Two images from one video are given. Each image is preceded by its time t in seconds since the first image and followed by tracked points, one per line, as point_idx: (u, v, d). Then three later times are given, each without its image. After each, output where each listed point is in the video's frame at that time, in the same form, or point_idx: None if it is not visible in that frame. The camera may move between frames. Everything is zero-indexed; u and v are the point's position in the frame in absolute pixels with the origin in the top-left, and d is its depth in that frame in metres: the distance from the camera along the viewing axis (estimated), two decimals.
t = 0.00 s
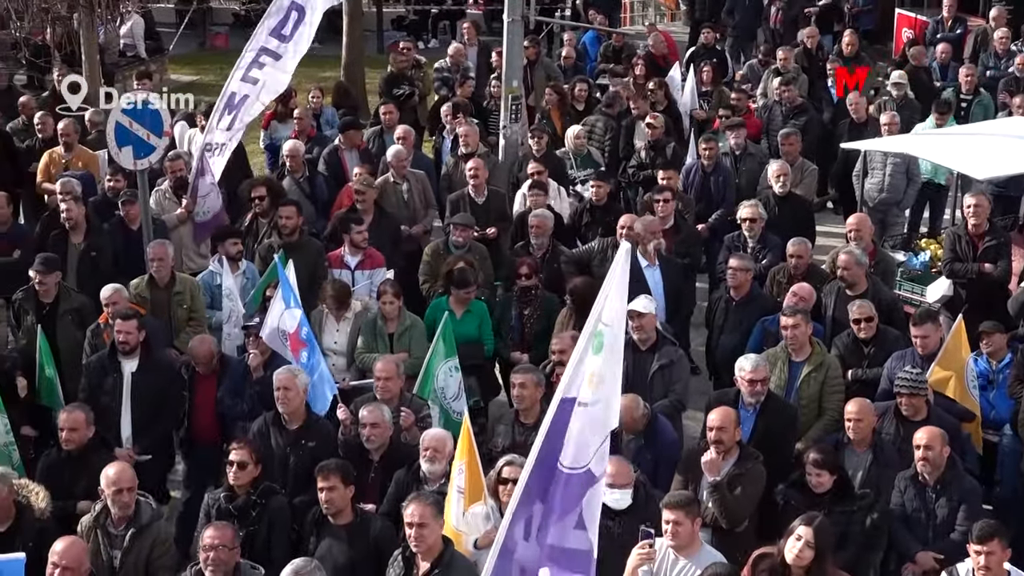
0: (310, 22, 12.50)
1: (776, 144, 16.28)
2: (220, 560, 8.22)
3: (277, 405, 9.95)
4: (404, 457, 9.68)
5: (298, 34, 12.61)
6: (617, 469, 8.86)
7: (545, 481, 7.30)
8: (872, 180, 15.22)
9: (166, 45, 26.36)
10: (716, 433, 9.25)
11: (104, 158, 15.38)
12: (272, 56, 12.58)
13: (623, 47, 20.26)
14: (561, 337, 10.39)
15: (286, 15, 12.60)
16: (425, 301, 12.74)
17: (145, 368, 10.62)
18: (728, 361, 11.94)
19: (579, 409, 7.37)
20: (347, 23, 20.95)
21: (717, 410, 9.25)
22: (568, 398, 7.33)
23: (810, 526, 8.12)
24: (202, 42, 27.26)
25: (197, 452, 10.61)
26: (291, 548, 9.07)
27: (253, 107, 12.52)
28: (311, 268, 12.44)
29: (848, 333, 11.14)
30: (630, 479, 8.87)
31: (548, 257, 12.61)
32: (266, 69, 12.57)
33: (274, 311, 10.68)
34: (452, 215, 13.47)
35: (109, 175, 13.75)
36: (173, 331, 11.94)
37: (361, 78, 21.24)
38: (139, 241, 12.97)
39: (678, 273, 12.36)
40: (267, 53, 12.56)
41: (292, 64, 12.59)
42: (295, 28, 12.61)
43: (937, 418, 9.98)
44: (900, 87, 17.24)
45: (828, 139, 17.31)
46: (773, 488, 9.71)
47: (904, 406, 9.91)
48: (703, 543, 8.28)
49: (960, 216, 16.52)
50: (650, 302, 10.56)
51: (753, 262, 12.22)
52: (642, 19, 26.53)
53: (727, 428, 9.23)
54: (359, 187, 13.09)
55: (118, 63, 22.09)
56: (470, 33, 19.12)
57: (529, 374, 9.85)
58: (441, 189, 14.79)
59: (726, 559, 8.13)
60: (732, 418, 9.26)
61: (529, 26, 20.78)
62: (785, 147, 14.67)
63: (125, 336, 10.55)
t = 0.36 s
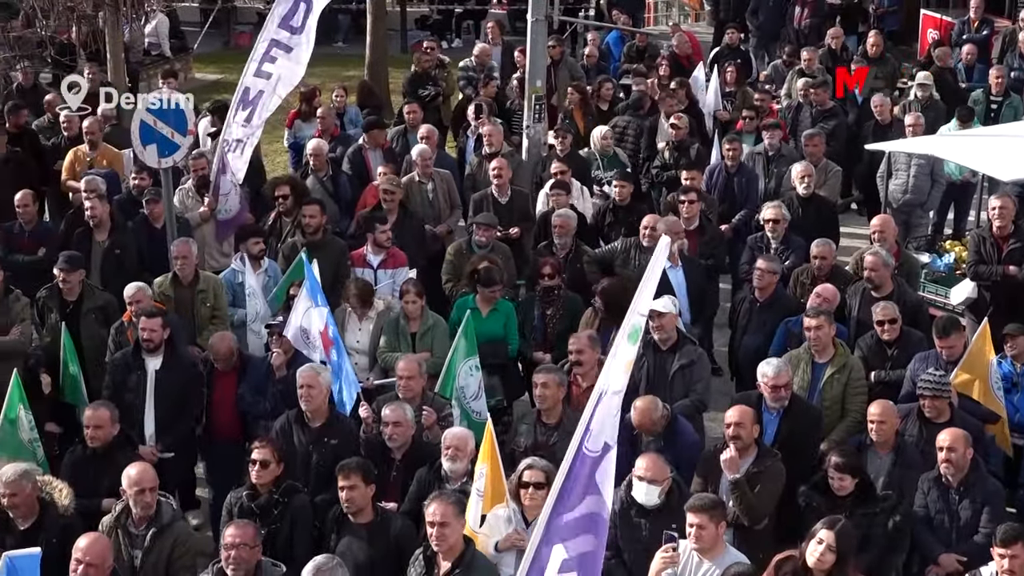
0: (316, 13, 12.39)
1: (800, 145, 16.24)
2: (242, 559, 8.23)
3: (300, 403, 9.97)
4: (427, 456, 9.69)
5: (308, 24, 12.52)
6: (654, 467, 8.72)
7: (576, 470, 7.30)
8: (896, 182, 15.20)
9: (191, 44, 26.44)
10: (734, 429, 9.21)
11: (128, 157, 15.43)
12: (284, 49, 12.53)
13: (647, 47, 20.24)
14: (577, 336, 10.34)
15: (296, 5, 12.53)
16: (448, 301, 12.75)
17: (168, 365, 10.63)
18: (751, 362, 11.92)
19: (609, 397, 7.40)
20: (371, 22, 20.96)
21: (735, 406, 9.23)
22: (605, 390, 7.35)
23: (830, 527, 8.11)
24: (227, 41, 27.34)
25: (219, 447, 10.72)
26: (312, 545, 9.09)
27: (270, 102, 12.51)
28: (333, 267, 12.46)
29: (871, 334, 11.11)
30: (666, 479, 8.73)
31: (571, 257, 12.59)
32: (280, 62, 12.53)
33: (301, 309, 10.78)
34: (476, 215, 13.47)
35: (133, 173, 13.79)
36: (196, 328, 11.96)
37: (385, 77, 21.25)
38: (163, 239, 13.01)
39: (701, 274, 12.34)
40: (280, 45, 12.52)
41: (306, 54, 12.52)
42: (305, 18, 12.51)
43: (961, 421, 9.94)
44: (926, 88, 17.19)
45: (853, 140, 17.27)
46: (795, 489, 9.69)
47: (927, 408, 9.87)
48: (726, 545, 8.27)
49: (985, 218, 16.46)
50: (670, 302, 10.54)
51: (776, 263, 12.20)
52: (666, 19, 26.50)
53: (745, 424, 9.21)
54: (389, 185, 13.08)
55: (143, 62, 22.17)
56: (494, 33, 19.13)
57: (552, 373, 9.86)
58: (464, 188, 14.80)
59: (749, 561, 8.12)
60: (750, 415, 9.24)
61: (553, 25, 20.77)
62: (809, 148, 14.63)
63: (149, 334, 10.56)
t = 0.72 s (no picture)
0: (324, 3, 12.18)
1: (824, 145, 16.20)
2: (264, 557, 8.24)
3: (324, 402, 9.98)
4: (450, 455, 9.70)
5: (314, 11, 12.31)
6: (693, 465, 8.75)
7: (609, 446, 7.78)
8: (921, 183, 15.16)
9: (216, 43, 26.50)
10: (761, 429, 9.19)
11: (153, 155, 15.47)
12: (292, 41, 12.33)
13: (672, 47, 20.21)
14: (598, 336, 10.34)
15: None
16: (471, 301, 12.75)
17: (191, 363, 10.64)
18: (775, 363, 11.89)
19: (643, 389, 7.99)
20: (396, 22, 20.97)
21: (760, 408, 9.20)
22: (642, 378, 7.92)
23: (848, 530, 8.07)
24: (252, 40, 27.41)
25: (240, 446, 10.80)
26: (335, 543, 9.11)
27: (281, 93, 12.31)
28: (357, 266, 12.47)
29: (896, 337, 11.07)
30: (704, 479, 8.73)
31: (595, 257, 12.57)
32: (288, 52, 12.33)
33: (324, 309, 10.78)
34: (499, 214, 13.45)
35: (159, 172, 13.82)
36: (220, 327, 11.98)
37: (409, 77, 21.25)
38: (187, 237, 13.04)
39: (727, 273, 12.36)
40: (287, 35, 12.31)
41: (315, 41, 12.37)
42: (311, 5, 12.30)
43: (986, 423, 9.90)
44: (952, 89, 17.13)
45: (878, 141, 17.22)
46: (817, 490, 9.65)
47: (951, 410, 9.83)
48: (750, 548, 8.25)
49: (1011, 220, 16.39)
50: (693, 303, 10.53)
51: (801, 265, 12.17)
52: (691, 19, 26.47)
53: (771, 424, 9.18)
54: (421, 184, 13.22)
55: (169, 61, 22.24)
56: (519, 33, 19.12)
57: (575, 374, 9.83)
58: (488, 187, 14.80)
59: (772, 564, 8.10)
60: (776, 416, 9.21)
61: (578, 24, 20.75)
62: (833, 149, 14.59)
63: (173, 332, 10.59)
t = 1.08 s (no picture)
0: None
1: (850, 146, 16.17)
2: (288, 554, 8.26)
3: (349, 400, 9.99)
4: (474, 454, 9.69)
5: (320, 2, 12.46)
6: (729, 466, 8.71)
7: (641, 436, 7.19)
8: (948, 185, 15.12)
9: (243, 41, 26.56)
10: (786, 430, 9.20)
11: (179, 153, 15.51)
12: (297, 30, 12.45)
13: (698, 47, 20.19)
14: (621, 336, 10.33)
15: None
16: (496, 300, 12.75)
17: (216, 361, 10.67)
18: (800, 364, 11.87)
19: (675, 391, 7.59)
20: (422, 21, 21.00)
21: (786, 408, 9.21)
22: (674, 378, 7.52)
23: (863, 532, 8.07)
24: (279, 39, 27.46)
25: (266, 443, 10.82)
26: (358, 541, 9.11)
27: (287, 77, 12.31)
28: (381, 265, 12.49)
29: (921, 339, 11.04)
30: (740, 481, 8.68)
31: (619, 257, 12.55)
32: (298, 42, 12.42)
33: (345, 307, 10.66)
34: (524, 214, 13.45)
35: (186, 170, 13.83)
36: (245, 324, 12.00)
37: (435, 76, 21.27)
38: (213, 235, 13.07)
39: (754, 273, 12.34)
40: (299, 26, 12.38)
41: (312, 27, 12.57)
42: None
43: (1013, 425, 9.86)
44: (979, 91, 17.08)
45: (905, 142, 17.15)
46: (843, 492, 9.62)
47: (978, 413, 9.80)
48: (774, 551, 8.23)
49: None
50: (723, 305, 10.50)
51: (827, 266, 12.14)
52: (717, 20, 26.41)
53: (797, 425, 9.19)
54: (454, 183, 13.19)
55: (195, 59, 22.29)
56: (545, 32, 19.12)
57: (598, 374, 9.82)
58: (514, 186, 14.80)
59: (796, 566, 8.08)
60: (802, 416, 9.22)
61: (604, 24, 20.75)
62: (860, 151, 14.56)
63: (198, 329, 10.61)
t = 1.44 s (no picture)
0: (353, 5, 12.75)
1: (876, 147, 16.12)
2: (312, 552, 8.27)
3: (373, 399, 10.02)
4: (498, 453, 9.69)
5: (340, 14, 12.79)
6: (759, 468, 8.70)
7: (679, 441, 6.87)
8: (975, 187, 15.06)
9: (269, 40, 26.62)
10: (809, 431, 9.20)
11: (204, 152, 15.55)
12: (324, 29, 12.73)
13: (723, 47, 20.16)
14: (645, 336, 10.31)
15: None
16: (520, 299, 12.74)
17: (239, 359, 10.69)
18: (825, 366, 11.83)
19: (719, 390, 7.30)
20: (448, 21, 21.01)
21: (808, 409, 9.21)
22: (719, 375, 7.25)
23: (879, 532, 8.08)
24: (305, 38, 27.50)
25: (292, 442, 10.84)
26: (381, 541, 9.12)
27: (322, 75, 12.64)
28: (406, 265, 12.48)
29: (946, 342, 11.00)
30: (768, 484, 8.68)
31: (644, 257, 12.52)
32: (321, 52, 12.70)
33: (369, 305, 10.71)
34: (549, 214, 13.43)
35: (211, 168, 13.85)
36: (270, 323, 12.01)
37: (461, 75, 21.27)
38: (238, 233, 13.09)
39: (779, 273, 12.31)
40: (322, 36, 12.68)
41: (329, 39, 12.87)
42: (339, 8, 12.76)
43: None
44: (1006, 92, 17.01)
45: (931, 144, 17.09)
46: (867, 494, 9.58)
47: (1004, 416, 9.76)
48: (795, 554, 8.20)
49: None
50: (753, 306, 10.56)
51: (852, 267, 12.10)
52: (743, 20, 26.35)
53: (819, 425, 9.19)
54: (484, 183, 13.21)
55: (221, 58, 22.34)
56: (570, 32, 19.12)
57: (622, 374, 9.82)
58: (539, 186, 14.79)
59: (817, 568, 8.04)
60: (824, 416, 9.22)
61: (630, 24, 20.74)
62: (885, 152, 14.53)
63: (221, 328, 10.63)
